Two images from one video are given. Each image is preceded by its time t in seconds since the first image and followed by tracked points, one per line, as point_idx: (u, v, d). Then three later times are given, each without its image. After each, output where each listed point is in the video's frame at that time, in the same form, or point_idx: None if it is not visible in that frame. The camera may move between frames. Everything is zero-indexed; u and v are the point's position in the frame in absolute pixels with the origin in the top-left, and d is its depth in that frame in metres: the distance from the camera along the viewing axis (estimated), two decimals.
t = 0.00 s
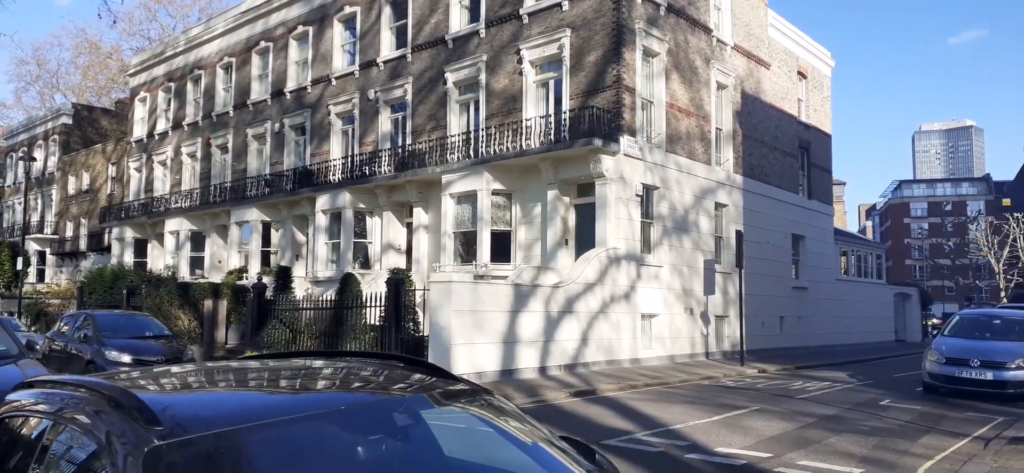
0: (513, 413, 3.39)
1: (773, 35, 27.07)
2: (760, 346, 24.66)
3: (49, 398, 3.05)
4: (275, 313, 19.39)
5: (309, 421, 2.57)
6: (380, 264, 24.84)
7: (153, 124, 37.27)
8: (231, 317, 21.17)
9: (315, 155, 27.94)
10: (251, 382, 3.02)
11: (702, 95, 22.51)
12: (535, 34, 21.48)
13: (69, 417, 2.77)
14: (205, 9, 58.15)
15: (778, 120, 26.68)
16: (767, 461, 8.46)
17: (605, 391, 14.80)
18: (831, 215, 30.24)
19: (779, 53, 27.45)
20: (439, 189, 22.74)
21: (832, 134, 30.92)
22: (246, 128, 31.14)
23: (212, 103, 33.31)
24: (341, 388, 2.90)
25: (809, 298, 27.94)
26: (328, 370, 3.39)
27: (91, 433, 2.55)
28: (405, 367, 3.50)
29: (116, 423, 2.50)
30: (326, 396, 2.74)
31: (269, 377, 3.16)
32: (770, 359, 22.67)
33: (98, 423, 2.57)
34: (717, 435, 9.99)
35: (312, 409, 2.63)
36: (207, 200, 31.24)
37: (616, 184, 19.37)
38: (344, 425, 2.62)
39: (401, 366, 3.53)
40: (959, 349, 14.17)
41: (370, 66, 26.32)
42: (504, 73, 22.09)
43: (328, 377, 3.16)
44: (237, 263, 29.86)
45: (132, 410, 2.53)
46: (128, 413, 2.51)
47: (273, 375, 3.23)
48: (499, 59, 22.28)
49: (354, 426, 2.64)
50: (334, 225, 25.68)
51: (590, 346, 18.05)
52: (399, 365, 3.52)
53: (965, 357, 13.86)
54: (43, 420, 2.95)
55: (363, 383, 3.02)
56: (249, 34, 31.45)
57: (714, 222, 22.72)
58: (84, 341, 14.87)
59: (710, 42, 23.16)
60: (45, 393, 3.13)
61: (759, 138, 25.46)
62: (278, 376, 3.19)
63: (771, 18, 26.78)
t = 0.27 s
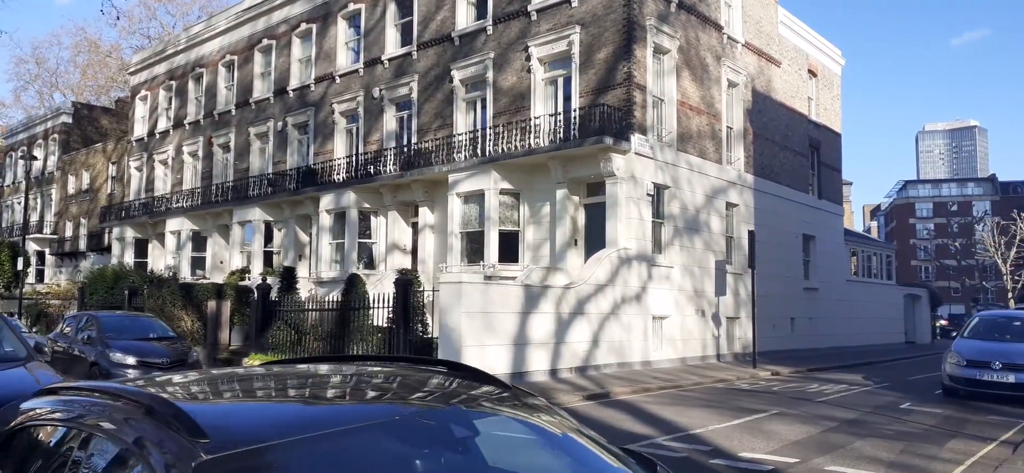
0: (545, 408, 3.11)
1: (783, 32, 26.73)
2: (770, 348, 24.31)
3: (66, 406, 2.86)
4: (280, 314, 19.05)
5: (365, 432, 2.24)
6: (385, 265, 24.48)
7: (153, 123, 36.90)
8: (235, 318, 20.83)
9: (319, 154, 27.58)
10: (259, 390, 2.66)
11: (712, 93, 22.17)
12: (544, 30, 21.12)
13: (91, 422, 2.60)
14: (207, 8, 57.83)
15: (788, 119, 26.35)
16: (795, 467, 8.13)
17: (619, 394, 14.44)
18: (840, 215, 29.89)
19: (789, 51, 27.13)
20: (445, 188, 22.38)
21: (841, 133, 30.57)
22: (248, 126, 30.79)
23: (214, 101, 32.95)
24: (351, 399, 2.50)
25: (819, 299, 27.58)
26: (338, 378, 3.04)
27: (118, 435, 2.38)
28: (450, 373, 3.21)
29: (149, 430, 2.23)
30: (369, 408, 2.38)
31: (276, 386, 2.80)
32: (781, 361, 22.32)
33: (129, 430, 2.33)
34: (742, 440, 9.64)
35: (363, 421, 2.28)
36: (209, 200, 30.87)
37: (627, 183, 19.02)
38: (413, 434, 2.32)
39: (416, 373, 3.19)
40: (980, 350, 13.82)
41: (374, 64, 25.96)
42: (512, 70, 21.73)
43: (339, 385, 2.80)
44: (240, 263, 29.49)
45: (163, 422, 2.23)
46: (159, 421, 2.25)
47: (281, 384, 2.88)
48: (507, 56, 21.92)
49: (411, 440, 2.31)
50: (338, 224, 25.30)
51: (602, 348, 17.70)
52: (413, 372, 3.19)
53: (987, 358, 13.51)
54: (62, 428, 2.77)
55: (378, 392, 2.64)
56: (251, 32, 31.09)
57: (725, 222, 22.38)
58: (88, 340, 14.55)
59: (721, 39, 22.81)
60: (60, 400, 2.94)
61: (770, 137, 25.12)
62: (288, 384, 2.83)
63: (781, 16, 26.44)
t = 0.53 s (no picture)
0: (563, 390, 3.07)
1: (790, 32, 26.70)
2: (778, 349, 24.28)
3: (90, 408, 2.95)
4: (288, 314, 19.02)
5: (423, 439, 2.18)
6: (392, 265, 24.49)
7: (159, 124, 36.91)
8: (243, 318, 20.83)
9: (326, 154, 27.59)
10: (268, 397, 2.57)
11: (721, 92, 22.15)
12: (552, 30, 21.08)
13: (116, 425, 2.70)
14: (209, 8, 57.84)
15: (796, 119, 26.32)
16: (816, 467, 8.10)
17: (631, 394, 14.41)
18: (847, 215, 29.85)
19: (796, 51, 27.10)
20: (453, 189, 22.37)
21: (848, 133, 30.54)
22: (255, 127, 30.80)
23: (220, 101, 32.96)
24: (366, 402, 2.45)
25: (826, 300, 27.55)
26: (348, 382, 2.97)
27: (150, 436, 2.47)
28: (471, 376, 3.16)
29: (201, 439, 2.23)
30: (396, 416, 2.30)
31: (287, 392, 2.72)
32: (790, 362, 22.30)
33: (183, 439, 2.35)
34: (761, 441, 9.61)
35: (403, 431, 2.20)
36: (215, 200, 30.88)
37: (637, 183, 18.99)
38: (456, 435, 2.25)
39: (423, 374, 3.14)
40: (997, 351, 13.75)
41: (381, 64, 25.96)
42: (520, 70, 21.71)
43: (350, 389, 2.74)
44: (246, 263, 29.49)
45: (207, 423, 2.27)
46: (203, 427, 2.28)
47: (291, 389, 2.79)
48: (515, 56, 21.91)
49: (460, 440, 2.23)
50: (346, 224, 25.30)
51: (612, 348, 17.67)
52: (426, 375, 3.13)
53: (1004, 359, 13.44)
54: (84, 432, 2.86)
55: (392, 397, 2.56)
56: (258, 32, 31.09)
57: (733, 222, 22.34)
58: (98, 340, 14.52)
59: (729, 39, 22.79)
60: (80, 404, 3.03)
61: (777, 137, 25.09)
62: (298, 390, 2.74)
63: (788, 16, 26.40)
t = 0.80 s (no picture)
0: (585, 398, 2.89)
1: (798, 32, 26.52)
2: (786, 350, 24.10)
3: (108, 423, 2.79)
4: (294, 315, 18.85)
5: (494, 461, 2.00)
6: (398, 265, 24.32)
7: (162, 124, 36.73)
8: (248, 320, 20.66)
9: (330, 154, 27.41)
10: (274, 416, 2.35)
11: (730, 92, 21.97)
12: (560, 29, 20.89)
13: (135, 440, 2.58)
14: (211, 8, 57.63)
15: (804, 119, 26.14)
16: None
17: (643, 397, 14.22)
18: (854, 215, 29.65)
19: (804, 50, 26.92)
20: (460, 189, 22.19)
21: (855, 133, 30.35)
22: (258, 126, 30.62)
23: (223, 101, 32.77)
24: (377, 422, 2.26)
25: (834, 301, 27.37)
26: (356, 397, 2.75)
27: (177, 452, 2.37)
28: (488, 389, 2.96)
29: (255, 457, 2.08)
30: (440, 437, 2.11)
31: (295, 410, 2.48)
32: (799, 363, 22.12)
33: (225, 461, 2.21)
34: (781, 446, 9.42)
35: (438, 461, 1.97)
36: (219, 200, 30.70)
37: (646, 183, 18.81)
38: (503, 460, 2.03)
39: (434, 388, 2.93)
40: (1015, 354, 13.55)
41: (387, 63, 25.78)
42: (527, 69, 21.52)
43: (360, 407, 2.52)
44: (250, 263, 29.30)
45: (245, 433, 2.16)
46: (241, 438, 2.18)
47: (298, 406, 2.57)
48: (522, 55, 21.72)
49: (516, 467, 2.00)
50: (351, 225, 25.11)
51: (621, 350, 17.49)
52: (438, 390, 2.93)
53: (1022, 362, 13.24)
54: (101, 447, 2.73)
55: (404, 413, 2.39)
56: (261, 31, 30.91)
57: (742, 223, 22.17)
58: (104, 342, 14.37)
59: (737, 38, 22.60)
60: (95, 417, 2.89)
61: (786, 137, 24.91)
62: (307, 407, 2.52)
63: (796, 15, 26.22)
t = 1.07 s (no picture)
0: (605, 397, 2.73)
1: (805, 31, 26.37)
2: (794, 351, 23.95)
3: (124, 425, 2.66)
4: (301, 315, 18.71)
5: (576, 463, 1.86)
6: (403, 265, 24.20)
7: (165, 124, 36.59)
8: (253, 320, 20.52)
9: (335, 154, 27.28)
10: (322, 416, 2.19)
11: (738, 90, 21.82)
12: (567, 27, 20.75)
13: (154, 441, 2.45)
14: (213, 8, 57.51)
15: (811, 118, 25.99)
16: None
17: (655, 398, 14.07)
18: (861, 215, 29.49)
19: (811, 49, 26.77)
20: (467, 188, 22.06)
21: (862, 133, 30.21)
22: (262, 126, 30.48)
23: (227, 101, 32.64)
24: (388, 427, 2.09)
25: (841, 301, 27.21)
26: (363, 400, 2.57)
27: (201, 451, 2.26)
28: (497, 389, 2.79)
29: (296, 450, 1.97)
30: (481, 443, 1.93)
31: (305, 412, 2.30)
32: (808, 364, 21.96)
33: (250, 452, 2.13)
34: (801, 448, 9.27)
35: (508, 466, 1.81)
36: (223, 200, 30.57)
37: (655, 182, 18.67)
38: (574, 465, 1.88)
39: (444, 390, 2.76)
40: None
41: (392, 62, 25.66)
42: (535, 68, 21.39)
43: (368, 411, 2.33)
44: (254, 264, 29.16)
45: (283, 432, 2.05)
46: (275, 435, 2.08)
47: (309, 409, 2.38)
48: (530, 54, 21.59)
49: None
50: (356, 224, 24.97)
51: (631, 351, 17.35)
52: (446, 390, 2.76)
53: None
54: (117, 451, 2.60)
55: (416, 417, 2.23)
56: (266, 31, 30.78)
57: (751, 222, 22.02)
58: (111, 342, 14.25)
59: (746, 37, 22.46)
60: (112, 419, 2.76)
61: (793, 136, 24.76)
62: (317, 410, 2.35)
63: (804, 14, 26.07)
